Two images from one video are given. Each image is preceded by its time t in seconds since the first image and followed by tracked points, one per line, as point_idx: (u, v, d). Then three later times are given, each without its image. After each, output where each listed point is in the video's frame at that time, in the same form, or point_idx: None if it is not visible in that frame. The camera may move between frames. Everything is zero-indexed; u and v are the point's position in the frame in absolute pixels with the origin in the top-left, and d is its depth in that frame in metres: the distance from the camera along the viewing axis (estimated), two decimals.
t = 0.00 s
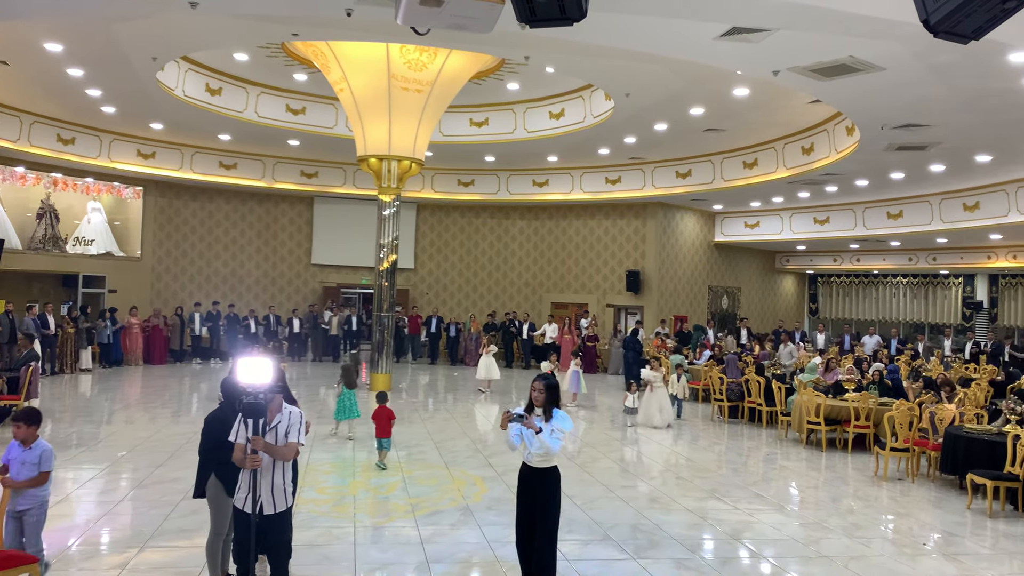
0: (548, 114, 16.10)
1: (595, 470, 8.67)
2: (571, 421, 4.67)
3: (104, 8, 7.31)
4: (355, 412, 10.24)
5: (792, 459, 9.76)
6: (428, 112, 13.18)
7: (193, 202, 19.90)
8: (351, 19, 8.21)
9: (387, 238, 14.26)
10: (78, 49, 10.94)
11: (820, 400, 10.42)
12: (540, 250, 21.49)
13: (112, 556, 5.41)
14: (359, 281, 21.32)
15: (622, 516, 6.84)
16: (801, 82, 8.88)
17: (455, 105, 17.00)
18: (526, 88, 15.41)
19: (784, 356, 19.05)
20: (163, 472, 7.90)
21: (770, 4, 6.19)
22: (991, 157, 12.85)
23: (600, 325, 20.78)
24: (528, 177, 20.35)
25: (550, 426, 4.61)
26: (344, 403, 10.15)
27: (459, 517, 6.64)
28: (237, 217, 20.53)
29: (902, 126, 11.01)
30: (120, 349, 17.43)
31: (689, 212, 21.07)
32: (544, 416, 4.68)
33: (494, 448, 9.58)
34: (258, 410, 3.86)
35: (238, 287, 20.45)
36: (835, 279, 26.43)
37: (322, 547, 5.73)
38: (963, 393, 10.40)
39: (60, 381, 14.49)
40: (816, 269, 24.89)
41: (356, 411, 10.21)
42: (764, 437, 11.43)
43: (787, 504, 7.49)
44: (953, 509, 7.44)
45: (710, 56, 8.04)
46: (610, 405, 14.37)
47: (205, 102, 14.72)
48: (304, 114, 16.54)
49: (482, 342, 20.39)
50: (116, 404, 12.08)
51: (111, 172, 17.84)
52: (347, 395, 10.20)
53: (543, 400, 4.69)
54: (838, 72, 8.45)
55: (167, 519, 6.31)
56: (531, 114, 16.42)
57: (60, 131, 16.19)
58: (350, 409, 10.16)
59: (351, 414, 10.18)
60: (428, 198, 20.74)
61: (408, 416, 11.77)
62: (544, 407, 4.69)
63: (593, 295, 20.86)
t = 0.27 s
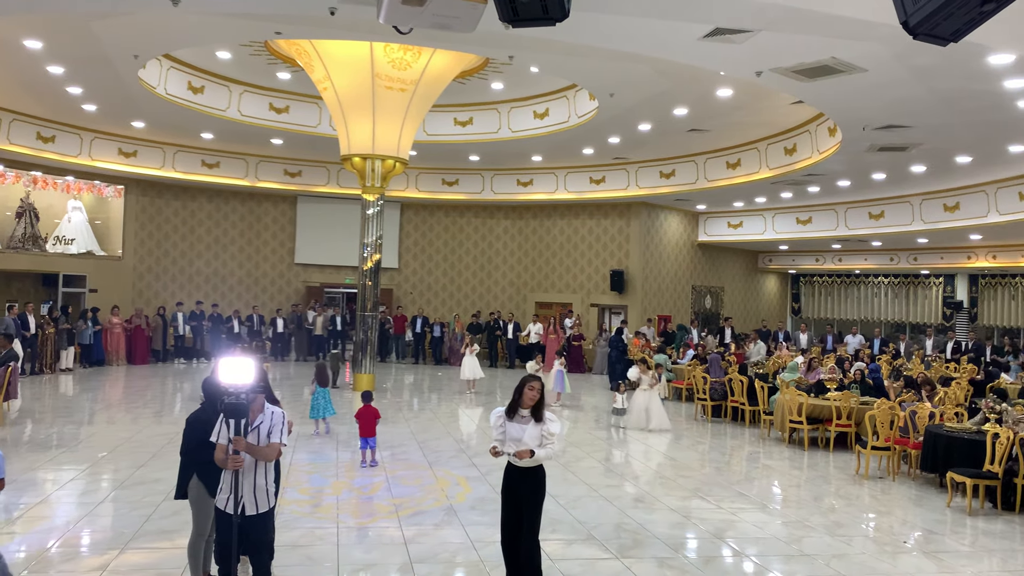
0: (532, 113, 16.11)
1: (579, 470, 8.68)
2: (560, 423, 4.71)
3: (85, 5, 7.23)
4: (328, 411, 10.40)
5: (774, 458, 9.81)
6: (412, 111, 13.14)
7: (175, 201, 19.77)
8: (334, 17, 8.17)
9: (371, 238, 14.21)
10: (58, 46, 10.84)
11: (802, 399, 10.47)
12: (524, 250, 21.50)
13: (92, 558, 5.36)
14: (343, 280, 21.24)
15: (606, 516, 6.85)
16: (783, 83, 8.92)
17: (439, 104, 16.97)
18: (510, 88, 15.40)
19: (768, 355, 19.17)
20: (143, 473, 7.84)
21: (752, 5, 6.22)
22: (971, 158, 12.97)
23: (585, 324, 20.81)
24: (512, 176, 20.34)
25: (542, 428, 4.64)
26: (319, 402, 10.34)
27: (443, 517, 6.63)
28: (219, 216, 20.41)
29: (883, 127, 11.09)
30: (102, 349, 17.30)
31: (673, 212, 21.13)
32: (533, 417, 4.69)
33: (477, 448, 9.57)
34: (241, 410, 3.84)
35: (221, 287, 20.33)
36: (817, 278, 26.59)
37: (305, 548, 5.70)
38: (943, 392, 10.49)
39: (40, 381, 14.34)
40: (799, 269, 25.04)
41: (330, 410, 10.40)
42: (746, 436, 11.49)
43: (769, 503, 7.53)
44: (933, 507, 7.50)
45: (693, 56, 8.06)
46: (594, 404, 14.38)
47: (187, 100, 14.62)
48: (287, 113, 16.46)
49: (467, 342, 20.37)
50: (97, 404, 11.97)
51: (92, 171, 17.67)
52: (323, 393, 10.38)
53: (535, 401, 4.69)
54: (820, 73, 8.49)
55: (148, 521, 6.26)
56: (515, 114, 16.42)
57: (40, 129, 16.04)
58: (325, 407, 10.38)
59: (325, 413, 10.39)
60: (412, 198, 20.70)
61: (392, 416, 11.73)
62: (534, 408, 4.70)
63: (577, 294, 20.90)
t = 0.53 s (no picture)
0: (518, 112, 16.11)
1: (564, 468, 8.69)
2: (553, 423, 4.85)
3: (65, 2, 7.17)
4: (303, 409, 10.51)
5: (758, 456, 9.85)
6: (397, 110, 13.10)
7: (157, 199, 19.63)
8: (318, 14, 8.13)
9: (356, 236, 14.16)
10: (39, 43, 10.74)
11: (785, 398, 10.50)
12: (509, 249, 21.50)
13: (73, 559, 5.31)
14: (327, 279, 21.15)
15: (591, 514, 6.86)
16: (767, 83, 8.96)
17: (424, 102, 16.93)
18: (495, 87, 15.40)
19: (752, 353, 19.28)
20: (126, 473, 7.78)
21: (736, 5, 6.25)
22: (952, 158, 13.08)
23: (570, 323, 20.84)
24: (497, 175, 20.33)
25: (542, 430, 4.72)
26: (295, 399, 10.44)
27: (428, 516, 6.61)
28: (202, 215, 20.28)
29: (866, 127, 11.17)
30: (84, 349, 17.19)
31: (658, 212, 21.19)
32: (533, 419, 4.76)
33: (462, 447, 9.56)
34: (224, 410, 3.81)
35: (204, 286, 20.20)
36: (800, 278, 26.74)
37: (289, 548, 5.67)
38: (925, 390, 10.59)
39: (22, 381, 14.19)
40: (782, 268, 25.18)
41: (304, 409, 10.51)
42: (730, 434, 11.54)
43: (753, 501, 7.57)
44: (915, 504, 7.57)
45: (678, 56, 8.08)
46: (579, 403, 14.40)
47: (170, 98, 14.51)
48: (271, 111, 16.39)
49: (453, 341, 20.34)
50: (80, 404, 11.87)
51: (73, 168, 17.50)
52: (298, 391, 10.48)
53: (536, 402, 4.77)
54: (803, 73, 8.54)
55: (131, 521, 6.21)
56: (500, 113, 16.41)
57: (20, 126, 15.89)
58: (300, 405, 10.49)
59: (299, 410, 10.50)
60: (396, 196, 20.65)
61: (377, 415, 11.71)
62: (533, 408, 4.77)
63: (562, 293, 20.92)
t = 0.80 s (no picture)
0: (502, 111, 16.10)
1: (550, 467, 8.68)
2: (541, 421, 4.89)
3: None
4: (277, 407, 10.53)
5: (743, 454, 9.89)
6: (381, 108, 13.05)
7: (139, 199, 19.48)
8: (301, 13, 8.08)
9: (340, 236, 14.09)
10: (17, 40, 10.62)
11: (769, 396, 10.55)
12: (494, 248, 21.48)
13: (54, 562, 5.25)
14: (311, 279, 21.04)
15: (576, 513, 6.86)
16: (751, 82, 8.98)
17: (408, 101, 16.88)
18: (479, 86, 15.37)
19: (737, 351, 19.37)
20: (108, 475, 7.72)
21: (720, 4, 6.25)
22: (933, 157, 13.19)
23: (555, 322, 20.84)
24: (482, 174, 20.30)
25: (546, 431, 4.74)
26: (270, 398, 10.42)
27: (413, 516, 6.59)
28: (184, 214, 20.14)
29: (849, 126, 11.23)
30: (67, 350, 17.00)
31: (642, 211, 21.24)
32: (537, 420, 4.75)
33: (448, 447, 9.54)
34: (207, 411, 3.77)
35: (187, 285, 20.06)
36: (783, 276, 26.88)
37: (274, 550, 5.63)
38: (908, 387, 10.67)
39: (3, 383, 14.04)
40: (765, 267, 25.30)
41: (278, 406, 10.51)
42: (715, 432, 11.58)
43: (738, 499, 7.59)
44: (899, 501, 7.61)
45: (662, 55, 8.10)
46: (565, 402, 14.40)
47: (151, 96, 14.38)
48: (254, 110, 16.28)
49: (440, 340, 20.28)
50: (62, 406, 11.76)
51: (53, 168, 17.33)
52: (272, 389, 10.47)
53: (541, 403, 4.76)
54: (787, 71, 8.56)
55: (112, 524, 6.15)
56: (484, 111, 16.38)
57: None
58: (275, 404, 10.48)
59: (274, 409, 10.48)
60: (380, 195, 20.58)
61: (362, 416, 11.66)
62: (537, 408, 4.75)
63: (547, 292, 20.93)
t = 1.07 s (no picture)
0: (483, 110, 16.05)
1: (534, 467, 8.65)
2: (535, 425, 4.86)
3: None
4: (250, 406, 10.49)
5: (726, 451, 9.90)
6: (361, 107, 12.97)
7: (116, 200, 19.27)
8: (279, 11, 8.00)
9: (320, 236, 13.99)
10: None
11: (752, 393, 10.61)
12: (476, 248, 21.43)
13: (32, 570, 5.17)
14: (292, 280, 20.89)
15: (561, 513, 6.83)
16: (732, 79, 9.00)
17: (388, 100, 16.80)
18: (460, 84, 15.32)
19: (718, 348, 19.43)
20: (86, 480, 7.61)
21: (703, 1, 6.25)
22: (911, 154, 13.29)
23: (538, 321, 20.82)
24: (463, 173, 20.26)
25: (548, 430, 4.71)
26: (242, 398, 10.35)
27: (397, 518, 6.54)
28: (163, 215, 19.95)
29: (828, 124, 11.29)
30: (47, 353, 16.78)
31: (623, 209, 21.26)
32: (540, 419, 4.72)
33: (432, 448, 9.49)
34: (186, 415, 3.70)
35: (166, 287, 19.86)
36: (764, 273, 27.01)
37: (256, 554, 5.56)
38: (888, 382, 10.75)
39: None
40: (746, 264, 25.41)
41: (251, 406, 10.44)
42: (698, 430, 11.59)
43: (722, 496, 7.60)
44: (882, 496, 7.64)
45: (643, 53, 8.09)
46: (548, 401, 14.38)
47: (128, 96, 14.22)
48: (232, 110, 16.14)
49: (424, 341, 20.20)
50: (41, 410, 11.60)
51: (28, 169, 17.10)
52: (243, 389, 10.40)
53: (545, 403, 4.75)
54: (767, 69, 8.58)
55: (91, 530, 6.05)
56: (465, 110, 16.33)
57: None
58: (248, 405, 10.40)
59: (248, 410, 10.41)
60: (361, 195, 20.47)
61: (344, 417, 11.57)
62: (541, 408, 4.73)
63: (529, 291, 20.91)
